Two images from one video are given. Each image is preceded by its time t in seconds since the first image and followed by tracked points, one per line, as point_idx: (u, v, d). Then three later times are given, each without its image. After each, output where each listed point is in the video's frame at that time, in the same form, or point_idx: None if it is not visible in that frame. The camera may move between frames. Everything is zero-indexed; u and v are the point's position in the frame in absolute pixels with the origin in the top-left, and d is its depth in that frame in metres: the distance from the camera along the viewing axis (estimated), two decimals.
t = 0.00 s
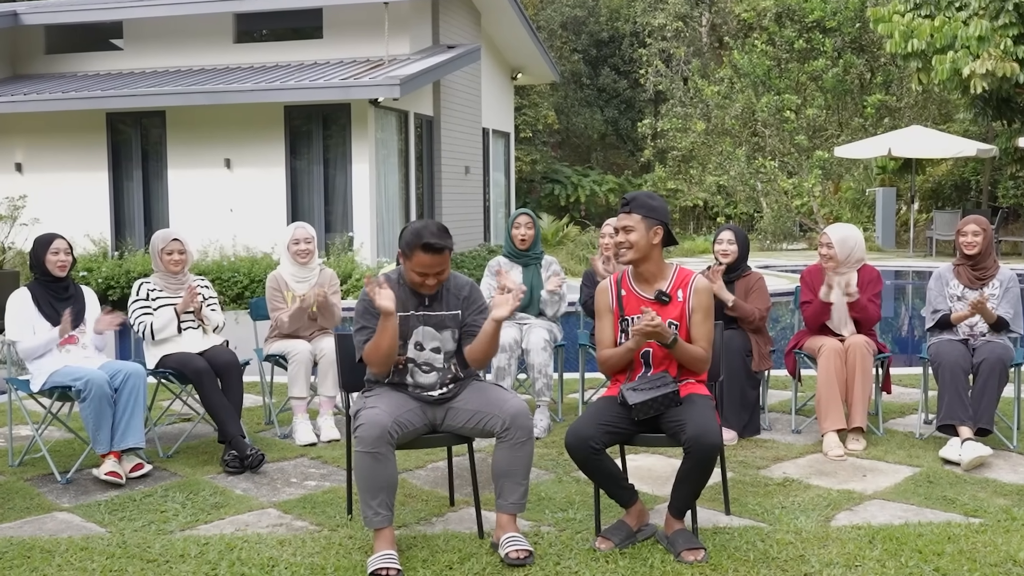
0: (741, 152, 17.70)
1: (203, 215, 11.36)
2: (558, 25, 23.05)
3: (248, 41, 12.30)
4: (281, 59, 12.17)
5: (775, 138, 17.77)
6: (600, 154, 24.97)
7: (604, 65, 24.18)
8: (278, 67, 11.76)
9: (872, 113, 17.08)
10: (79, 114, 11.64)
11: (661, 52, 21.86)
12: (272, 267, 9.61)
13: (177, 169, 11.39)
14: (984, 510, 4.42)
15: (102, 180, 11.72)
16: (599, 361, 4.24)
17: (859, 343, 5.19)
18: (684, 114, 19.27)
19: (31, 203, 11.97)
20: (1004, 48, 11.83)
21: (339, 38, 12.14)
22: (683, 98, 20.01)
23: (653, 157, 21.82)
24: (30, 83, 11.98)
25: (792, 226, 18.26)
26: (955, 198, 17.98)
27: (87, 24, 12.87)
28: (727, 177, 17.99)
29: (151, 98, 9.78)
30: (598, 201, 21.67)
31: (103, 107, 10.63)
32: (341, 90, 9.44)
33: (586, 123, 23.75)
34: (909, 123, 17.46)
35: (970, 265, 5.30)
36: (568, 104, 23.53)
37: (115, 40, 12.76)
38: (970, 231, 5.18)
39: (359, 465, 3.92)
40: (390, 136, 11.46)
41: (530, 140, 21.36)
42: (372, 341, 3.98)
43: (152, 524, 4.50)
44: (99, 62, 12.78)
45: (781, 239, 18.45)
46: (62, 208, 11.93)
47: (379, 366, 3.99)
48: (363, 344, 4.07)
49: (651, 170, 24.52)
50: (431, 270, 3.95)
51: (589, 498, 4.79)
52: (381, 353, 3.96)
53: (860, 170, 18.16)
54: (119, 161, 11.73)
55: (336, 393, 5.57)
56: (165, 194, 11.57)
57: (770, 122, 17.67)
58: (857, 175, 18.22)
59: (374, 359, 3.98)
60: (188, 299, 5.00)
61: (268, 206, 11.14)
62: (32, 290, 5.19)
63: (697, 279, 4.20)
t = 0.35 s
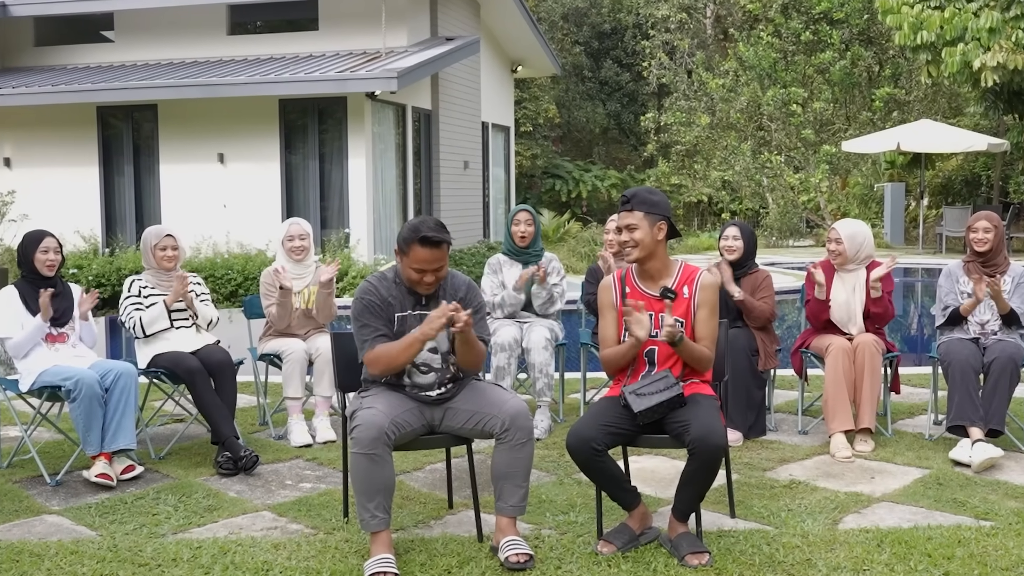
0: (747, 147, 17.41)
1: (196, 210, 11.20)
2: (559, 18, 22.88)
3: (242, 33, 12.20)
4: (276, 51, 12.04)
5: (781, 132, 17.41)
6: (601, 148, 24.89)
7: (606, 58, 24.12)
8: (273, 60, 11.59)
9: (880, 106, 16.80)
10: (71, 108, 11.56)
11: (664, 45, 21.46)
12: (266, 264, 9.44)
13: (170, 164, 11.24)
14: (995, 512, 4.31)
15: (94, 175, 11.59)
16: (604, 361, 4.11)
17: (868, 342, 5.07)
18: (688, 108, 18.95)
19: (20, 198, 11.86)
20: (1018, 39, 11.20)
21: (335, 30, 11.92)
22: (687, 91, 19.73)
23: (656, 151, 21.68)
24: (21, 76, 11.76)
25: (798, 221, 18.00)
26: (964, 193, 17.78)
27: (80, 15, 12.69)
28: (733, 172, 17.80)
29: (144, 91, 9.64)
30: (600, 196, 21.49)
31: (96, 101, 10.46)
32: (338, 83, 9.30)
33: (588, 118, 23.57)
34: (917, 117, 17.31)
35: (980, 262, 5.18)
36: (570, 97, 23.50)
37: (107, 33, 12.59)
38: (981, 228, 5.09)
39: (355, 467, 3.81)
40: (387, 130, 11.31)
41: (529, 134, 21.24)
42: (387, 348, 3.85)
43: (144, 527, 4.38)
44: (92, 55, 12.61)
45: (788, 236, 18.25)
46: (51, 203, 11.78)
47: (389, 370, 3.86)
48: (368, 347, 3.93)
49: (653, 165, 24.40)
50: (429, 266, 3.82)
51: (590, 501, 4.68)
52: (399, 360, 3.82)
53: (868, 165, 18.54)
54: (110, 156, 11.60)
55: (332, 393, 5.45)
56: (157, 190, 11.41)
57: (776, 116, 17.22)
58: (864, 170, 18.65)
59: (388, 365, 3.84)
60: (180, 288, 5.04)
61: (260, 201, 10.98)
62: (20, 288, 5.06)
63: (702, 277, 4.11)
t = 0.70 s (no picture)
0: (752, 142, 16.61)
1: (188, 206, 10.69)
2: (560, 8, 23.01)
3: (235, 25, 11.78)
4: (269, 42, 11.69)
5: (787, 126, 16.50)
6: (604, 143, 24.72)
7: (608, 50, 24.11)
8: (267, 51, 11.35)
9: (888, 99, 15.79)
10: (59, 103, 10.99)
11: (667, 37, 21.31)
12: (260, 261, 9.13)
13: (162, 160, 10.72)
14: (1007, 515, 4.20)
15: (85, 170, 11.06)
16: (604, 357, 4.04)
17: (875, 340, 4.97)
18: (692, 101, 18.57)
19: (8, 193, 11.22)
20: None
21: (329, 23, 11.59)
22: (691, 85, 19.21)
23: (660, 146, 21.41)
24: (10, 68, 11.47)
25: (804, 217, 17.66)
26: (974, 189, 17.52)
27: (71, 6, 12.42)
28: (738, 167, 16.91)
29: (136, 83, 9.40)
30: (601, 192, 21.27)
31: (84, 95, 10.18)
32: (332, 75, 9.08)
33: (589, 110, 23.44)
34: (928, 111, 16.55)
35: (991, 259, 5.07)
36: (572, 91, 23.37)
37: (98, 24, 12.32)
38: (992, 224, 4.98)
39: (353, 469, 3.71)
40: (384, 124, 10.99)
41: (529, 129, 21.02)
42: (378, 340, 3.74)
43: (135, 530, 4.27)
44: (82, 47, 12.30)
45: (794, 233, 18.04)
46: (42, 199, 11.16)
47: (386, 367, 3.76)
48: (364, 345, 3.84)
49: (656, 160, 24.21)
50: (431, 263, 3.72)
51: (592, 503, 4.56)
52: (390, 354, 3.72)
53: (876, 160, 17.41)
54: (101, 151, 11.05)
55: (327, 393, 5.34)
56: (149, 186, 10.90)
57: (781, 109, 16.29)
58: (872, 164, 17.56)
59: (382, 361, 3.73)
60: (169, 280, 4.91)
61: (254, 196, 10.48)
62: (9, 285, 4.95)
63: (707, 273, 4.01)
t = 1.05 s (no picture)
0: (757, 136, 16.54)
1: (183, 203, 10.34)
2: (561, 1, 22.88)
3: (229, 16, 11.58)
4: (264, 35, 11.44)
5: (794, 120, 16.54)
6: (605, 138, 24.53)
7: (610, 42, 23.76)
8: (262, 43, 11.17)
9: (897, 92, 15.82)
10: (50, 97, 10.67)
11: (671, 28, 20.61)
12: (255, 258, 8.98)
13: (155, 154, 10.37)
14: (1018, 518, 4.09)
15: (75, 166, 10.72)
16: (610, 357, 3.93)
17: (883, 339, 4.86)
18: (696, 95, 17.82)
19: None
20: None
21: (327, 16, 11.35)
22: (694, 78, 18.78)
23: (663, 142, 21.24)
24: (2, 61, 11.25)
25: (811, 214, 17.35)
26: (984, 184, 17.29)
27: None
28: (743, 161, 16.79)
29: (128, 77, 9.23)
30: (603, 187, 21.14)
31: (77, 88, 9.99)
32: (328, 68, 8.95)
33: (591, 104, 23.26)
34: (937, 105, 16.44)
35: (1002, 257, 4.97)
36: (572, 84, 23.14)
37: (89, 16, 12.00)
38: (1002, 221, 4.89)
39: (350, 471, 3.61)
40: (381, 118, 10.68)
41: (530, 123, 20.82)
42: (375, 343, 3.64)
43: (127, 533, 4.17)
44: (70, 39, 11.99)
45: (800, 228, 17.91)
46: (31, 194, 10.88)
47: (379, 367, 3.65)
48: (356, 343, 3.72)
49: (659, 154, 24.06)
50: (426, 250, 3.62)
51: (594, 506, 4.46)
52: (389, 355, 3.61)
53: (884, 154, 17.51)
54: (92, 146, 10.73)
55: (323, 393, 5.23)
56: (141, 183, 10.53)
57: (788, 103, 16.33)
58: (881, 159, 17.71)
59: (377, 361, 3.63)
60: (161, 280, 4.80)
61: (251, 192, 10.14)
62: None
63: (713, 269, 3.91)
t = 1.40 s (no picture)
0: (762, 130, 16.10)
1: (175, 197, 10.20)
2: None
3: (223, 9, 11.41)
4: (261, 27, 11.29)
5: (800, 114, 16.10)
6: (607, 132, 24.38)
7: (613, 34, 23.73)
8: (257, 36, 11.01)
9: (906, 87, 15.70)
10: (38, 90, 10.51)
11: (674, 21, 20.44)
12: (250, 255, 8.85)
13: (147, 149, 10.25)
14: None
15: (65, 160, 10.57)
16: (612, 354, 3.83)
17: (891, 339, 4.76)
18: (700, 89, 17.62)
19: None
20: None
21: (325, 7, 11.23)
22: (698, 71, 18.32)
23: (667, 137, 21.11)
24: None
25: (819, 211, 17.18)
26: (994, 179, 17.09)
27: None
28: (748, 157, 16.36)
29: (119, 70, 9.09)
30: (605, 182, 21.16)
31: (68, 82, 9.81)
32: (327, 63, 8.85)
33: (593, 98, 23.05)
34: (946, 99, 16.08)
35: (1011, 254, 4.87)
36: (574, 78, 23.01)
37: (80, 8, 11.87)
38: (1010, 218, 4.78)
39: (345, 473, 3.52)
40: (379, 112, 10.38)
41: (531, 118, 20.68)
42: (383, 340, 3.56)
43: (119, 536, 4.07)
44: (65, 30, 11.87)
45: (806, 224, 18.08)
46: (21, 189, 10.75)
47: (388, 365, 3.58)
48: (363, 341, 3.63)
49: (662, 149, 23.95)
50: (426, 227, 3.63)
51: (596, 508, 4.36)
52: (397, 351, 3.54)
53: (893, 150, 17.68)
54: (83, 140, 10.55)
55: (319, 393, 5.13)
56: (133, 177, 10.38)
57: (794, 98, 15.99)
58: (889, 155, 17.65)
59: (386, 359, 3.56)
60: (155, 281, 4.72)
61: (244, 188, 10.03)
62: None
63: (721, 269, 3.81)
